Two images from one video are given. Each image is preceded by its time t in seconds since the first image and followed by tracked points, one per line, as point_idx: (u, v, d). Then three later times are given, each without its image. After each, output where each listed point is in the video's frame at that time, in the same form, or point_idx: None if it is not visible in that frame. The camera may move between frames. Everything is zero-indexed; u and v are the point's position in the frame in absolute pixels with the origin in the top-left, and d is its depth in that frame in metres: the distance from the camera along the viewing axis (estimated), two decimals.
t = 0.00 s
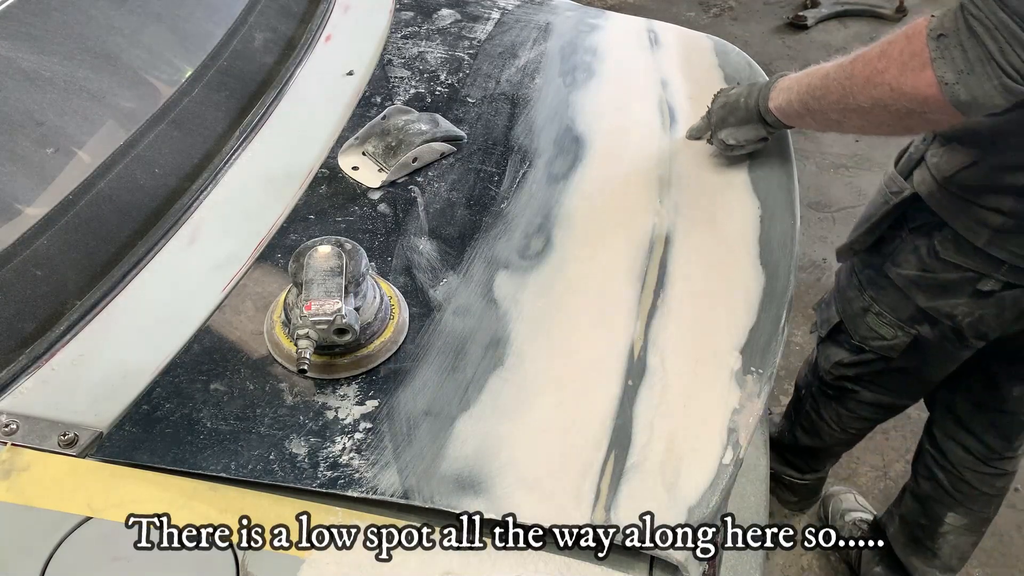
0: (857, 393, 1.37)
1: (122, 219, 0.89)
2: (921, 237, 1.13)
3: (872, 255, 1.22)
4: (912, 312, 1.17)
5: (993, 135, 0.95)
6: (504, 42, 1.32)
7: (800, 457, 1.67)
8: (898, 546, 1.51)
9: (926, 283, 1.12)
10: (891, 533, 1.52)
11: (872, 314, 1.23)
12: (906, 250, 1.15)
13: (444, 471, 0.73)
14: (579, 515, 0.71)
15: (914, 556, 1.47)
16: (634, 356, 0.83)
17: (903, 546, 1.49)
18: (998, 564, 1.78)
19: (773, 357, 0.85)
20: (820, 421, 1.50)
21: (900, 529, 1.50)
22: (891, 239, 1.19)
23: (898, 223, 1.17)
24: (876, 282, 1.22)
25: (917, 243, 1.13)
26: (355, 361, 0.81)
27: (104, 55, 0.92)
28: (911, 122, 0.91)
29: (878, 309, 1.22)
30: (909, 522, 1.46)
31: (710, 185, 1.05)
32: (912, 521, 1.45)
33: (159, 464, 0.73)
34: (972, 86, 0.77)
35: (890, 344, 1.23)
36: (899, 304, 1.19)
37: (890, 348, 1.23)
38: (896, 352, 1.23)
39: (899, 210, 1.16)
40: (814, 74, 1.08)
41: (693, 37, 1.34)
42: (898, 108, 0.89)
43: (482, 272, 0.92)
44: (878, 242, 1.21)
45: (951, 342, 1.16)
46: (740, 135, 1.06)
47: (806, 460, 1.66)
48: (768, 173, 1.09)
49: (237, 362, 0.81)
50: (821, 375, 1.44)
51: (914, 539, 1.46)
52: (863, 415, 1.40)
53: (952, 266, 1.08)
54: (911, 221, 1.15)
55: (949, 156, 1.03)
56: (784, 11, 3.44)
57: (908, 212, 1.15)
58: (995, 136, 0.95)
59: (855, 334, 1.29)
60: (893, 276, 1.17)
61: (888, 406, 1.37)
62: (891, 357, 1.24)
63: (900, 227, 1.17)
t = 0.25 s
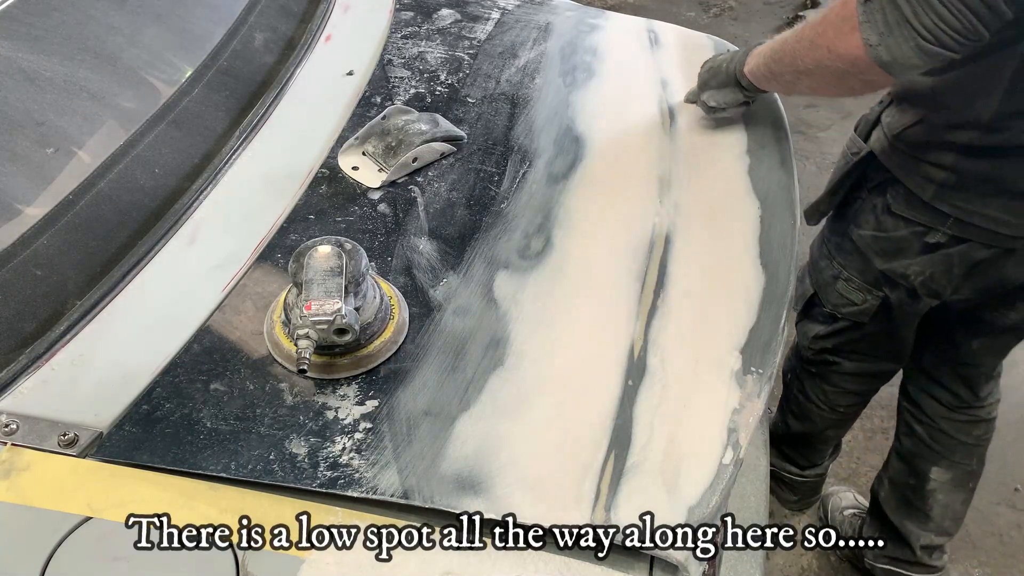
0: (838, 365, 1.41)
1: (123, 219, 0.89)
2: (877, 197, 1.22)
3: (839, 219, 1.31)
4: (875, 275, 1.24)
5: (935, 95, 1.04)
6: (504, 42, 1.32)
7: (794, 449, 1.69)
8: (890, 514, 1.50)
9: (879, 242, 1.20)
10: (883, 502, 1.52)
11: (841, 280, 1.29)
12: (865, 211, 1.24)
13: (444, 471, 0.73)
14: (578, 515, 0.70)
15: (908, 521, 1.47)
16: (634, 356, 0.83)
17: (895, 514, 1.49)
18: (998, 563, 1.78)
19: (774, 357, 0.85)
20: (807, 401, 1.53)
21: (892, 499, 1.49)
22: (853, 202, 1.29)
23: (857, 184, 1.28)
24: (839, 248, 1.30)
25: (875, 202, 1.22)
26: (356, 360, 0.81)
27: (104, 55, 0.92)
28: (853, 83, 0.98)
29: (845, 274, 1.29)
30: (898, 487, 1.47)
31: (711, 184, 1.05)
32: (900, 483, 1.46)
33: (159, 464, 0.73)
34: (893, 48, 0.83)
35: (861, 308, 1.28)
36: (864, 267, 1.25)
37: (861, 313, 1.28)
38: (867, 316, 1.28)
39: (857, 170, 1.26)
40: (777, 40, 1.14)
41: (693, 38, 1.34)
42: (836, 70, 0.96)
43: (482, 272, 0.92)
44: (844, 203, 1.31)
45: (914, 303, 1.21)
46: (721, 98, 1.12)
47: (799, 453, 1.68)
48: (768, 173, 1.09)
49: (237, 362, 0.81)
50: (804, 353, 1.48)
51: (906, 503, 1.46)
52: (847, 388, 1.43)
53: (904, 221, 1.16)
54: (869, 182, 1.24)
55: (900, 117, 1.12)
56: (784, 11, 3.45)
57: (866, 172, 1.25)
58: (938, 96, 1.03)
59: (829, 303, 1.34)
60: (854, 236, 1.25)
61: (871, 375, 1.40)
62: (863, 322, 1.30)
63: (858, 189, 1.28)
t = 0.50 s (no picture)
0: (825, 350, 1.47)
1: (123, 219, 0.89)
2: (848, 171, 1.31)
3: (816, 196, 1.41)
4: (851, 251, 1.31)
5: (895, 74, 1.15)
6: (503, 42, 1.32)
7: (789, 447, 1.72)
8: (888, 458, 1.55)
9: (849, 216, 1.29)
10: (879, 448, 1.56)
11: (822, 260, 1.37)
12: (838, 187, 1.33)
13: (444, 471, 0.73)
14: (578, 515, 0.70)
15: (904, 467, 1.51)
16: (634, 356, 0.83)
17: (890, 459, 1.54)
18: (998, 563, 1.78)
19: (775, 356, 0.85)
20: (799, 392, 1.57)
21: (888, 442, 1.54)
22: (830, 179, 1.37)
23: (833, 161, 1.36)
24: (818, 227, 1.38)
25: (846, 178, 1.31)
26: (356, 360, 0.81)
27: (104, 55, 0.92)
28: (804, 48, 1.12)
29: (824, 253, 1.36)
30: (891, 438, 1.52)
31: (711, 184, 1.05)
32: (896, 430, 1.51)
33: (159, 464, 0.73)
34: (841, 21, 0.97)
35: (840, 287, 1.36)
36: (840, 244, 1.33)
37: (842, 292, 1.36)
38: (847, 293, 1.35)
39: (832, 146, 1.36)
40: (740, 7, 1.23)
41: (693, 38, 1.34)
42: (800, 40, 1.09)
43: (482, 272, 0.92)
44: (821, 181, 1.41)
45: (887, 276, 1.28)
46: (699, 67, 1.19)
47: (794, 452, 1.71)
48: (768, 173, 1.08)
49: (237, 362, 0.81)
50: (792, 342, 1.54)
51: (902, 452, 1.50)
52: (836, 374, 1.48)
53: (870, 193, 1.25)
54: (842, 159, 1.33)
55: (868, 95, 1.23)
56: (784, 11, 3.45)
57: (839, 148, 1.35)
58: (896, 74, 1.14)
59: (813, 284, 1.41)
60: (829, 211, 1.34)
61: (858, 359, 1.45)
62: (845, 300, 1.37)
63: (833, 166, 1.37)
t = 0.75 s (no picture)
0: (821, 341, 1.47)
1: (123, 219, 0.89)
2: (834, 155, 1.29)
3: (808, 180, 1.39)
4: (843, 237, 1.30)
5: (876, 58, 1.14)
6: (503, 41, 1.33)
7: (791, 444, 1.72)
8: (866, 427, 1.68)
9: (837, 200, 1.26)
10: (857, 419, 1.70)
11: (815, 248, 1.35)
12: (826, 170, 1.31)
13: (443, 471, 0.73)
14: (578, 515, 0.70)
15: (872, 433, 1.66)
16: (635, 357, 0.83)
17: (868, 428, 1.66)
18: (998, 563, 1.78)
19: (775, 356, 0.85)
20: (796, 386, 1.57)
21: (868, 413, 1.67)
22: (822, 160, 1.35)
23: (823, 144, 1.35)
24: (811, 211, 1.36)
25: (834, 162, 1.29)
26: (356, 360, 0.81)
27: (104, 55, 0.92)
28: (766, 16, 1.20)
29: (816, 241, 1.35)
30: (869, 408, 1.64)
31: (711, 183, 1.05)
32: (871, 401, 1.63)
33: (159, 464, 0.73)
34: None
35: (832, 274, 1.34)
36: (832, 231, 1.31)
37: (835, 279, 1.35)
38: (839, 279, 1.34)
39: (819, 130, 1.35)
40: None
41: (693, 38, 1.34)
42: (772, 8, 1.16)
43: (482, 272, 0.92)
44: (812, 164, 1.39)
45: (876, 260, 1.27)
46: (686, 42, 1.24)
47: (793, 449, 1.71)
48: (768, 173, 1.08)
49: (237, 362, 0.81)
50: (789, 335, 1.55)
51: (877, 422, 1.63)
52: (832, 366, 1.48)
53: (854, 175, 1.23)
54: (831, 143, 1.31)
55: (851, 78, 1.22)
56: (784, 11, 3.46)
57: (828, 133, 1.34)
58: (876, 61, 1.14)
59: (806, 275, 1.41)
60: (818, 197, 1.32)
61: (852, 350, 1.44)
62: (837, 287, 1.36)
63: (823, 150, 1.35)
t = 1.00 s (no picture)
0: (822, 334, 1.46)
1: (123, 219, 0.89)
2: (841, 148, 1.27)
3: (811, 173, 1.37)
4: (846, 230, 1.28)
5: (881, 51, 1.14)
6: (503, 41, 1.33)
7: (791, 439, 1.71)
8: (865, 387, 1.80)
9: (844, 192, 1.24)
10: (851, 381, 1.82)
11: (818, 242, 1.34)
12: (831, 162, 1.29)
13: (443, 471, 0.73)
14: (578, 515, 0.70)
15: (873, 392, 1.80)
16: (635, 357, 0.83)
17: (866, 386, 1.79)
18: (998, 563, 1.78)
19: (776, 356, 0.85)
20: (797, 380, 1.57)
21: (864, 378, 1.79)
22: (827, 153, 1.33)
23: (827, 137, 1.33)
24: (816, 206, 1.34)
25: (840, 155, 1.27)
26: (356, 360, 0.81)
27: (104, 55, 0.92)
28: None
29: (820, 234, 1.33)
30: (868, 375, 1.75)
31: (711, 183, 1.05)
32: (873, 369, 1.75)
33: (159, 464, 0.73)
34: None
35: (834, 267, 1.33)
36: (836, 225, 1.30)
37: (837, 273, 1.33)
38: (841, 274, 1.33)
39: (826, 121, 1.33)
40: None
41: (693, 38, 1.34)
42: None
43: (483, 272, 0.92)
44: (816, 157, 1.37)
45: (882, 253, 1.26)
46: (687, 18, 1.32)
47: (794, 444, 1.71)
48: (769, 173, 1.08)
49: (237, 362, 0.81)
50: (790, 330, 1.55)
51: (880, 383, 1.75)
52: (833, 358, 1.47)
53: (861, 168, 1.22)
54: (837, 136, 1.29)
55: (855, 73, 1.22)
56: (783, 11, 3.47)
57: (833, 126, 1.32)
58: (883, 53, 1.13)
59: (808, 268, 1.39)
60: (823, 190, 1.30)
61: (853, 342, 1.44)
62: (839, 280, 1.34)
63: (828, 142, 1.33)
